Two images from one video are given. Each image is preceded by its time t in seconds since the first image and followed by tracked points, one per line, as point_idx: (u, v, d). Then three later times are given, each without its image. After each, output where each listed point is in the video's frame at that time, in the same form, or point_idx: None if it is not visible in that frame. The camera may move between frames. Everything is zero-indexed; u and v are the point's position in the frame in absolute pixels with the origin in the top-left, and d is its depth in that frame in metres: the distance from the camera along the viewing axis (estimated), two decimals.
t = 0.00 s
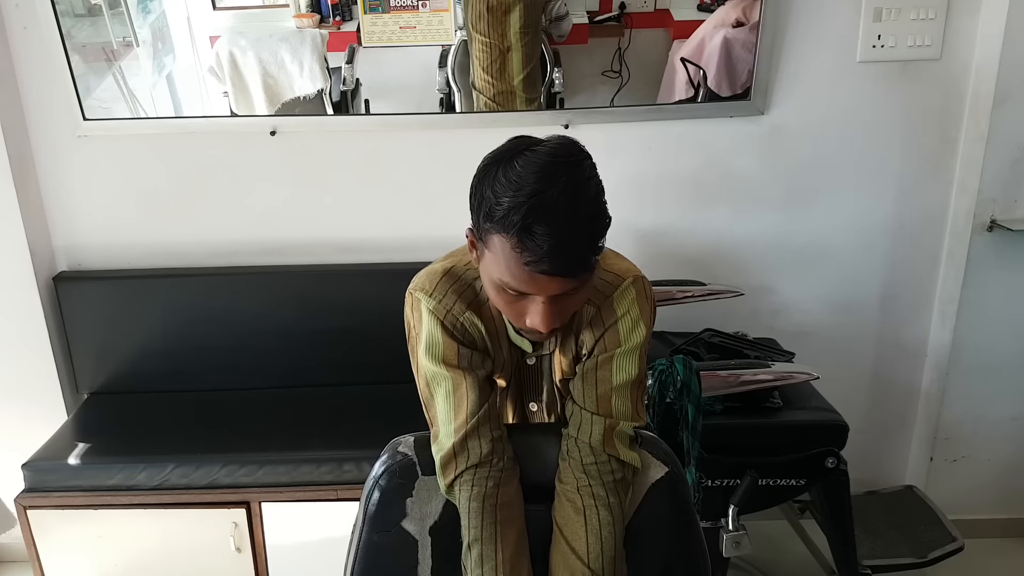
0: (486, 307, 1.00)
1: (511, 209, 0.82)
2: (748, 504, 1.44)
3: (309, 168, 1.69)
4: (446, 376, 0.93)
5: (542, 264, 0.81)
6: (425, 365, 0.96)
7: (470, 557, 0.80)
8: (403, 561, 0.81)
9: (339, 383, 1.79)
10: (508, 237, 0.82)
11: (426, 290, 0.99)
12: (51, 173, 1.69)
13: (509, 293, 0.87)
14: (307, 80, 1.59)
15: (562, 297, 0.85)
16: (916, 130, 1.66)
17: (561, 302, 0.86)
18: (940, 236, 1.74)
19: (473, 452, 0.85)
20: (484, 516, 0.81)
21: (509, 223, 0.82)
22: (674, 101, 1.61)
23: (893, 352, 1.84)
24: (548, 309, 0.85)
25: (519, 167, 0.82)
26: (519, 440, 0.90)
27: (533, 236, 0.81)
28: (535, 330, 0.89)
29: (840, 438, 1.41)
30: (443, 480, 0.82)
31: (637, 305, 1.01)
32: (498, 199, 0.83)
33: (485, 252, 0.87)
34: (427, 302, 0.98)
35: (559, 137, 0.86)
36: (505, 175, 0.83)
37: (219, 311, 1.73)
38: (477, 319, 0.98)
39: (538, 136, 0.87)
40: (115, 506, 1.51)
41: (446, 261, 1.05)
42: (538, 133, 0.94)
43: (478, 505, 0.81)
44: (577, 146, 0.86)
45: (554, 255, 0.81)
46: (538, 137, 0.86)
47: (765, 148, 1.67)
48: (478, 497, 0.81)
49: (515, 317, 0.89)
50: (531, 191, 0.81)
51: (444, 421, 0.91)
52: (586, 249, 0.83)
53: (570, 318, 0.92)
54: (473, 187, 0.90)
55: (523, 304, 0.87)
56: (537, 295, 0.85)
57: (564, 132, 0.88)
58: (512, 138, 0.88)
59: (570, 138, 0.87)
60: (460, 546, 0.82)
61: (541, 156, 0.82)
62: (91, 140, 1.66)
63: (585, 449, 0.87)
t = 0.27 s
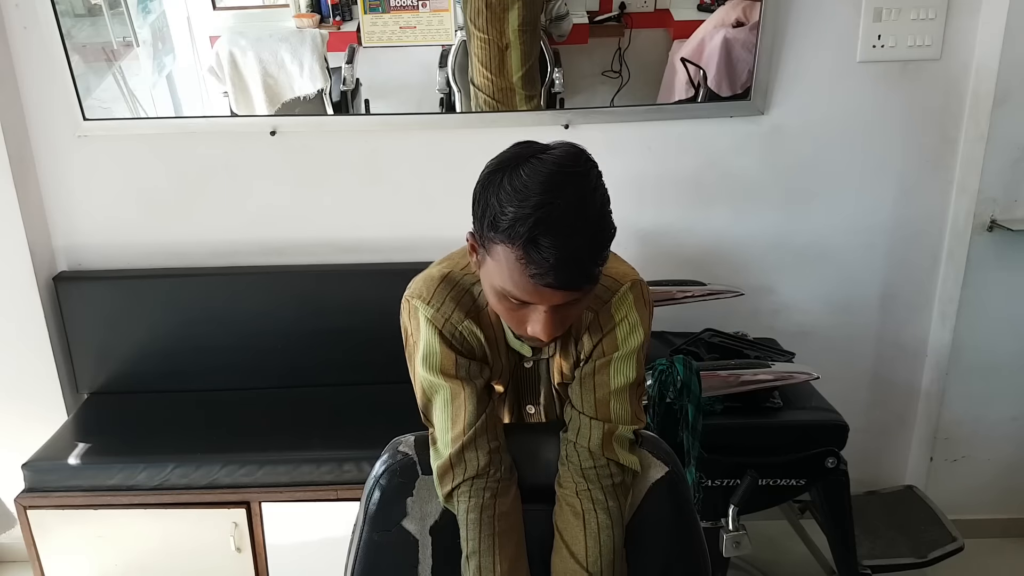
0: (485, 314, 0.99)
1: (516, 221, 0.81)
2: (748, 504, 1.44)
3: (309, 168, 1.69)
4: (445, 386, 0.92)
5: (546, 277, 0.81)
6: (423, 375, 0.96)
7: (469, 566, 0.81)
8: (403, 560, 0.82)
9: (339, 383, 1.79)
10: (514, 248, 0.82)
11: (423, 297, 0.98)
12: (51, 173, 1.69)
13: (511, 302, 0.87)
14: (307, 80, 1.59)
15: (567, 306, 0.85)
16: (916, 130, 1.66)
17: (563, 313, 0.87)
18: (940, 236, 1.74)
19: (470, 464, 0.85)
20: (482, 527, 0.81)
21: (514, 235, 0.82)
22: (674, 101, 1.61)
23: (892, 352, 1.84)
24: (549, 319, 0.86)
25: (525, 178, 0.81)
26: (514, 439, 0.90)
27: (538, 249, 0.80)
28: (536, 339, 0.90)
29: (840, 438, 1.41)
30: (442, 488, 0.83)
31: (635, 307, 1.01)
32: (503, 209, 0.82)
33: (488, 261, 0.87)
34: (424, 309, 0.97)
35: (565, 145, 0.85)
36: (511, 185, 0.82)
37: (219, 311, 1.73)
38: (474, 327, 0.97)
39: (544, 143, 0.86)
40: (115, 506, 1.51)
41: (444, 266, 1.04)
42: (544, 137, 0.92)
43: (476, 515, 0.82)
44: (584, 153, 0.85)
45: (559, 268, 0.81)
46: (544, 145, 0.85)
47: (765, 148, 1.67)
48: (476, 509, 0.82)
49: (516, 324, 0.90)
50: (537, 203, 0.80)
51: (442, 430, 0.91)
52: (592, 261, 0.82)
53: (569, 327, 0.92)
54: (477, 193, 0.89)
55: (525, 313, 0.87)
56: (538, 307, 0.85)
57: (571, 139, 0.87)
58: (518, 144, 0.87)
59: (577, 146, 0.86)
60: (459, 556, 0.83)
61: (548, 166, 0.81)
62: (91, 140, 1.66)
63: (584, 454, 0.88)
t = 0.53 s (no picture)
0: (484, 318, 0.95)
1: (521, 233, 0.79)
2: (748, 504, 1.44)
3: (309, 168, 1.69)
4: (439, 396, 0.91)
5: (550, 290, 0.80)
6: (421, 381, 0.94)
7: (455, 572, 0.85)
8: (402, 557, 0.87)
9: (339, 383, 1.79)
10: (517, 260, 0.80)
11: (422, 299, 0.95)
12: (51, 173, 1.69)
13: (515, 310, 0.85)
14: (307, 80, 1.59)
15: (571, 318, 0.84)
16: (916, 129, 1.66)
17: (567, 324, 0.85)
18: (940, 236, 1.74)
19: (460, 473, 0.86)
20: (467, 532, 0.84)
21: (518, 247, 0.79)
22: (674, 101, 1.61)
23: (893, 351, 1.84)
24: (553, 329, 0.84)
25: (530, 188, 0.79)
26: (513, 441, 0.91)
27: (543, 262, 0.78)
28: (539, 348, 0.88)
29: (840, 438, 1.41)
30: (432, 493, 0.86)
31: (647, 310, 0.97)
32: (507, 220, 0.80)
33: (491, 267, 0.85)
34: (422, 313, 0.94)
35: (572, 151, 0.82)
36: (515, 195, 0.80)
37: (219, 311, 1.73)
38: (473, 333, 0.94)
39: (548, 149, 0.83)
40: (115, 506, 1.51)
41: (446, 265, 1.00)
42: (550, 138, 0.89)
43: (461, 521, 0.85)
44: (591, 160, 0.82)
45: (564, 281, 0.79)
46: (549, 151, 0.82)
47: (765, 148, 1.67)
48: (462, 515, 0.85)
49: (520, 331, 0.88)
50: (543, 216, 0.78)
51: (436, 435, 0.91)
52: (598, 274, 0.80)
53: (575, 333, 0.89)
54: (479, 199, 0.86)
55: (529, 321, 0.85)
56: (543, 317, 0.83)
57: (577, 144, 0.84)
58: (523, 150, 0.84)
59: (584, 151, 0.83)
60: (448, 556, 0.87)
61: (553, 176, 0.79)
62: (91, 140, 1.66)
63: (590, 458, 0.88)
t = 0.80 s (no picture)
0: (468, 330, 0.94)
1: (541, 263, 0.75)
2: (747, 504, 1.44)
3: (309, 168, 1.69)
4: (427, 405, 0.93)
5: (568, 319, 0.77)
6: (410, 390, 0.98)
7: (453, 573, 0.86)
8: (402, 557, 0.87)
9: (339, 383, 1.79)
10: (536, 288, 0.77)
11: (405, 309, 0.96)
12: (51, 173, 1.69)
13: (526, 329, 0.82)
14: (307, 80, 1.59)
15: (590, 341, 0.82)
16: (916, 129, 1.66)
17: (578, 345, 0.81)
18: (940, 235, 1.74)
19: (452, 478, 0.87)
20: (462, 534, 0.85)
21: (539, 275, 0.76)
22: (674, 101, 1.61)
23: (893, 352, 1.84)
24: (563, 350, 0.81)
25: (551, 216, 0.74)
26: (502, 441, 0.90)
27: (564, 294, 0.75)
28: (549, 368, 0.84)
29: (840, 437, 1.41)
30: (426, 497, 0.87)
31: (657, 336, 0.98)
32: (526, 248, 0.76)
33: (504, 286, 0.81)
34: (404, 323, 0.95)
35: (593, 170, 0.77)
36: (535, 223, 0.75)
37: (219, 311, 1.73)
38: (455, 343, 0.93)
39: (567, 166, 0.78)
40: (115, 506, 1.51)
41: (431, 273, 1.01)
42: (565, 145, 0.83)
43: (456, 523, 0.86)
44: (613, 178, 0.77)
45: (586, 312, 0.76)
46: (568, 170, 0.77)
47: (765, 148, 1.67)
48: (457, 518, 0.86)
49: (527, 351, 0.85)
50: (565, 249, 0.74)
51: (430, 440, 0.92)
52: (620, 302, 0.78)
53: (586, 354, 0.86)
54: (489, 214, 0.81)
55: (537, 341, 0.82)
56: (553, 342, 0.80)
57: (598, 160, 0.79)
58: (540, 166, 0.78)
59: (606, 169, 0.77)
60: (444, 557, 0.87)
61: (574, 203, 0.74)
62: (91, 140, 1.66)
63: (592, 476, 0.88)
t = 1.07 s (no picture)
0: (457, 321, 0.89)
1: (523, 223, 0.72)
2: (747, 504, 1.44)
3: (309, 168, 1.69)
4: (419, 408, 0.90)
5: (554, 288, 0.74)
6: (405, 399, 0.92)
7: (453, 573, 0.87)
8: (402, 557, 0.88)
9: (339, 383, 1.79)
10: (518, 252, 0.74)
11: (389, 307, 0.90)
12: (51, 173, 1.69)
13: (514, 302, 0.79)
14: (307, 80, 1.59)
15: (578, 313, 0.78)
16: (916, 129, 1.66)
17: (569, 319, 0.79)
18: (940, 235, 1.74)
19: (448, 482, 0.86)
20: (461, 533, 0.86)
21: (520, 238, 0.73)
22: (674, 101, 1.61)
23: (892, 352, 1.84)
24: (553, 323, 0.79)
25: (534, 174, 0.72)
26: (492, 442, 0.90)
27: (548, 256, 0.72)
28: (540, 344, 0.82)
29: (840, 438, 1.41)
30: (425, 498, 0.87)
31: (670, 333, 0.92)
32: (508, 208, 0.73)
33: (490, 258, 0.78)
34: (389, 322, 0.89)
35: (580, 130, 0.74)
36: (518, 182, 0.73)
37: (219, 311, 1.73)
38: (447, 340, 0.89)
39: (554, 127, 0.75)
40: (115, 506, 1.51)
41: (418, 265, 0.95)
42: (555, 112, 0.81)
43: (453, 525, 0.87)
44: (601, 140, 0.74)
45: (570, 277, 0.73)
46: (554, 130, 0.74)
47: (766, 148, 1.67)
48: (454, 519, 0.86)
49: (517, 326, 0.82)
50: (547, 207, 0.71)
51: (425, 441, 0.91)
52: (607, 269, 0.74)
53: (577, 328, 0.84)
54: (474, 179, 0.79)
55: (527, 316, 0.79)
56: (544, 312, 0.78)
57: (586, 122, 0.76)
58: (526, 127, 0.76)
59: (594, 130, 0.75)
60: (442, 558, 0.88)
61: (559, 162, 0.72)
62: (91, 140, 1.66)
63: (600, 479, 0.87)
